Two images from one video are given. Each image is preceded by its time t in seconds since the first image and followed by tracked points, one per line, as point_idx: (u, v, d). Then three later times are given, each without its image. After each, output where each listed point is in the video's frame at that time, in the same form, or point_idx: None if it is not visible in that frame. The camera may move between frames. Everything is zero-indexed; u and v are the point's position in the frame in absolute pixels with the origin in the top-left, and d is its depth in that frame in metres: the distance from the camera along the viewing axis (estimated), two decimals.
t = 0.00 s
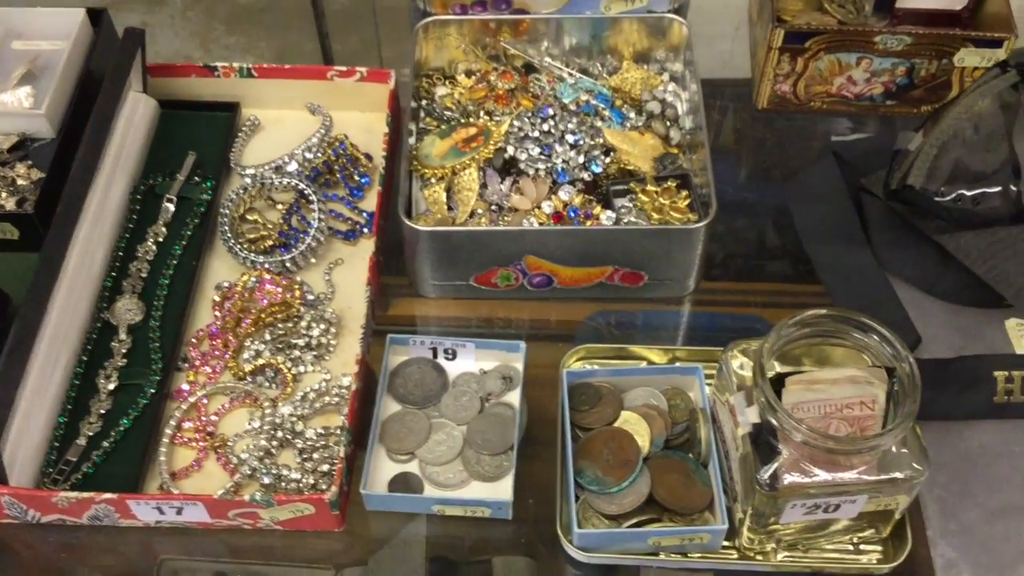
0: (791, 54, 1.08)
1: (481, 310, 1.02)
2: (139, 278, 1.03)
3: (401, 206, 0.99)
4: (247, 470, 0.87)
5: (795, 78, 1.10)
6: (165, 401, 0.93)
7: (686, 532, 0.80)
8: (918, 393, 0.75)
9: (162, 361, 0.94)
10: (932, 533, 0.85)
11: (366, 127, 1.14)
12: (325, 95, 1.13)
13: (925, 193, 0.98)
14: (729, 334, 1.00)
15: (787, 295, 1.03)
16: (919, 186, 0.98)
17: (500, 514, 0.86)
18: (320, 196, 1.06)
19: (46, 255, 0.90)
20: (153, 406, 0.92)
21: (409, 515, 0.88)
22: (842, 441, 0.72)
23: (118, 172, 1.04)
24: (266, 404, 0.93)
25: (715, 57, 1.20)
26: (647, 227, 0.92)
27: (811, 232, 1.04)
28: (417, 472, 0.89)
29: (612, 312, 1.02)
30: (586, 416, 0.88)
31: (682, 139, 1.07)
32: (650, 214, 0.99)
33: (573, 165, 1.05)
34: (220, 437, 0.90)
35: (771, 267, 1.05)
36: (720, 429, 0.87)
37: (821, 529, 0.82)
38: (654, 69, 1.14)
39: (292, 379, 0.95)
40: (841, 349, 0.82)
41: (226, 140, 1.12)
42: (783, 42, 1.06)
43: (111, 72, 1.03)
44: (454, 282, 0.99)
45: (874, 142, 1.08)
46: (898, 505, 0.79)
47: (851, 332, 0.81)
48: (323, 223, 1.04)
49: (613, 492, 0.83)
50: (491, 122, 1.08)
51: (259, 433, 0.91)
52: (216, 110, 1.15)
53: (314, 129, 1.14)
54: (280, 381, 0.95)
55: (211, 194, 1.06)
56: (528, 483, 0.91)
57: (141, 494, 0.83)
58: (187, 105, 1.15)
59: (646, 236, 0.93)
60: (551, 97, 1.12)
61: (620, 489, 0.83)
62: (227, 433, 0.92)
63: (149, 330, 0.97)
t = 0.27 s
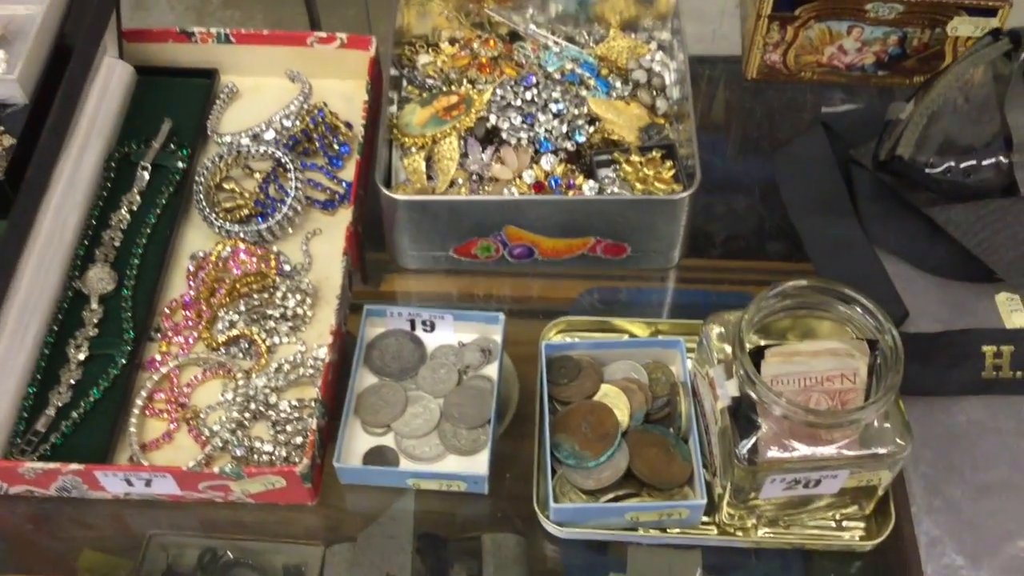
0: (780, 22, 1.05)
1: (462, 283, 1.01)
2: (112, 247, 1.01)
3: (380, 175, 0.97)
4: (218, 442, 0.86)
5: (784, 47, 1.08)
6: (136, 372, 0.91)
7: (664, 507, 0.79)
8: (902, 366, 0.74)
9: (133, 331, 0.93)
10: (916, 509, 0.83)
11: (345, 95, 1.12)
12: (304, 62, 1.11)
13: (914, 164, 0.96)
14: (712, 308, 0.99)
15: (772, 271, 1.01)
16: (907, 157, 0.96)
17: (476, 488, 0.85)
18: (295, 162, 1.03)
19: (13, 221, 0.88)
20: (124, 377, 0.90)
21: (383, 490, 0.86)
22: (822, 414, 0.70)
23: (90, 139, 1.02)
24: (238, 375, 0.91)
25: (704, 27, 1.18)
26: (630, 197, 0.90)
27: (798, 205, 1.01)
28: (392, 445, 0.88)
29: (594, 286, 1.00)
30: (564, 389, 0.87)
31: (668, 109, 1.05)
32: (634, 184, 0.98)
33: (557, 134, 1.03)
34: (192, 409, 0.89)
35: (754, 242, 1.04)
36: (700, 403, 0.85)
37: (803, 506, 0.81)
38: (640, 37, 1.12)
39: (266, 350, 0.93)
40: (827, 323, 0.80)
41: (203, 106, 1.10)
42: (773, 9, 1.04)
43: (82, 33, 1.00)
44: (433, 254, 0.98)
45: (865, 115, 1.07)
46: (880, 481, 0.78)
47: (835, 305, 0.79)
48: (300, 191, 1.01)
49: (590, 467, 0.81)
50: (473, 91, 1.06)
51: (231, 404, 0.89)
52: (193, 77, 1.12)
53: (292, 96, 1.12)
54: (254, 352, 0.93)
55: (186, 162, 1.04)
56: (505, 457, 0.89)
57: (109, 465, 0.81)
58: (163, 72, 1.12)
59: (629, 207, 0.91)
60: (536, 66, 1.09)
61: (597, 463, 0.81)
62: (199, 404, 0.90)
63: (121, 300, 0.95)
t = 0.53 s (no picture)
0: None
1: (456, 244, 0.97)
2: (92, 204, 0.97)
3: (370, 130, 0.93)
4: (200, 407, 0.82)
5: None
6: (115, 333, 0.88)
7: (666, 477, 0.75)
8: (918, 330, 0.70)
9: (112, 291, 0.89)
10: (930, 480, 0.79)
11: (336, 48, 1.07)
12: (292, 12, 1.06)
13: (931, 119, 0.89)
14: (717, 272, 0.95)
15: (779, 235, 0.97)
16: (924, 111, 0.89)
17: (469, 456, 0.81)
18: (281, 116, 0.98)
19: None
20: (102, 338, 0.86)
21: (372, 457, 0.83)
22: (834, 379, 0.67)
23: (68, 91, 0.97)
24: (221, 337, 0.87)
25: None
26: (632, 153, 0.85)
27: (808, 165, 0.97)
28: (382, 411, 0.84)
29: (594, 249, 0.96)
30: (562, 353, 0.83)
31: (673, 63, 1.00)
32: (636, 140, 0.93)
33: (556, 87, 0.98)
34: (172, 372, 0.85)
35: (759, 205, 1.00)
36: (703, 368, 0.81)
37: (810, 475, 0.77)
38: None
39: (250, 312, 0.89)
40: (837, 285, 0.76)
41: (186, 59, 1.05)
42: None
43: None
44: (427, 213, 0.93)
45: (879, 69, 1.02)
46: (892, 451, 0.74)
47: (847, 265, 0.75)
48: (286, 145, 0.96)
49: (589, 434, 0.78)
50: (469, 42, 1.00)
51: (213, 368, 0.86)
52: (177, 28, 1.07)
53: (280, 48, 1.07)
54: (238, 314, 0.89)
55: (169, 116, 1.00)
56: (500, 424, 0.85)
57: (84, 430, 0.78)
58: (145, 22, 1.07)
59: (631, 163, 0.86)
60: (536, 17, 1.04)
61: (596, 431, 0.78)
62: (181, 367, 0.86)
63: (100, 259, 0.91)
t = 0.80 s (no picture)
0: None
1: (454, 211, 0.92)
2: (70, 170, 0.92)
3: (362, 91, 0.88)
4: (182, 385, 0.78)
5: None
6: (93, 306, 0.83)
7: (674, 462, 0.70)
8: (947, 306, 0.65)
9: (90, 261, 0.84)
10: (954, 465, 0.75)
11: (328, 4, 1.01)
12: None
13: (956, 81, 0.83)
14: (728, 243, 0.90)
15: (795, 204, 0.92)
16: (951, 71, 0.83)
17: (467, 438, 0.76)
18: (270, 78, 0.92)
19: None
20: (80, 312, 0.82)
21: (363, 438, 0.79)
22: (856, 359, 0.62)
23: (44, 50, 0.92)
24: (205, 311, 0.83)
25: None
26: (638, 115, 0.80)
27: (826, 130, 0.92)
28: (375, 389, 0.80)
29: (599, 218, 0.91)
30: (566, 330, 0.78)
31: (685, 21, 0.94)
32: (644, 103, 0.88)
33: (559, 46, 0.92)
34: (154, 347, 0.81)
35: (775, 172, 0.94)
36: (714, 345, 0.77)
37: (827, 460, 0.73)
38: None
39: (236, 285, 0.85)
40: (856, 257, 0.71)
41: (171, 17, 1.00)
42: None
43: None
44: (423, 179, 0.88)
45: (902, 28, 0.96)
46: (916, 435, 0.70)
47: (871, 236, 0.70)
48: (274, 108, 0.91)
49: (592, 416, 0.73)
50: None
51: (197, 343, 0.81)
52: None
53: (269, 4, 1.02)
54: (223, 286, 0.85)
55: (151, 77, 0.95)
56: (500, 403, 0.80)
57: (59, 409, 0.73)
58: None
59: (639, 126, 0.81)
60: None
61: (600, 413, 0.73)
62: (163, 342, 0.82)
63: (78, 227, 0.86)
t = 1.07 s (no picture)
0: None
1: (455, 186, 0.86)
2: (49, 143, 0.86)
3: (357, 59, 0.82)
4: (167, 373, 0.73)
5: None
6: (73, 289, 0.78)
7: (694, 458, 0.65)
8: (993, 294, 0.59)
9: (68, 241, 0.79)
10: (993, 460, 0.72)
11: None
12: None
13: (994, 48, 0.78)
14: (749, 220, 0.84)
15: (821, 176, 0.86)
16: (990, 37, 0.78)
17: (471, 430, 0.71)
18: (259, 46, 0.86)
19: None
20: (58, 296, 0.77)
21: (359, 429, 0.74)
22: (893, 350, 0.57)
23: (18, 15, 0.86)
24: (189, 293, 0.78)
25: None
26: (654, 85, 0.75)
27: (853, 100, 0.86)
28: (372, 378, 0.75)
29: (611, 194, 0.85)
30: (577, 315, 0.73)
31: None
32: (659, 71, 0.82)
33: (569, 10, 0.86)
34: (137, 332, 0.76)
35: (800, 143, 0.88)
36: (737, 332, 0.71)
37: (857, 455, 0.68)
38: None
39: (225, 267, 0.80)
40: (887, 237, 0.66)
41: None
42: None
43: None
44: (423, 153, 0.83)
45: None
46: (955, 429, 0.65)
47: (908, 214, 0.64)
48: (263, 77, 0.85)
49: (605, 408, 0.68)
50: None
51: (182, 328, 0.76)
52: None
53: None
54: (210, 268, 0.80)
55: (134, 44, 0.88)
56: (505, 392, 0.75)
57: (35, 400, 0.69)
58: None
59: (654, 96, 0.76)
60: None
61: (613, 404, 0.68)
62: (146, 327, 0.77)
63: (56, 205, 0.81)
